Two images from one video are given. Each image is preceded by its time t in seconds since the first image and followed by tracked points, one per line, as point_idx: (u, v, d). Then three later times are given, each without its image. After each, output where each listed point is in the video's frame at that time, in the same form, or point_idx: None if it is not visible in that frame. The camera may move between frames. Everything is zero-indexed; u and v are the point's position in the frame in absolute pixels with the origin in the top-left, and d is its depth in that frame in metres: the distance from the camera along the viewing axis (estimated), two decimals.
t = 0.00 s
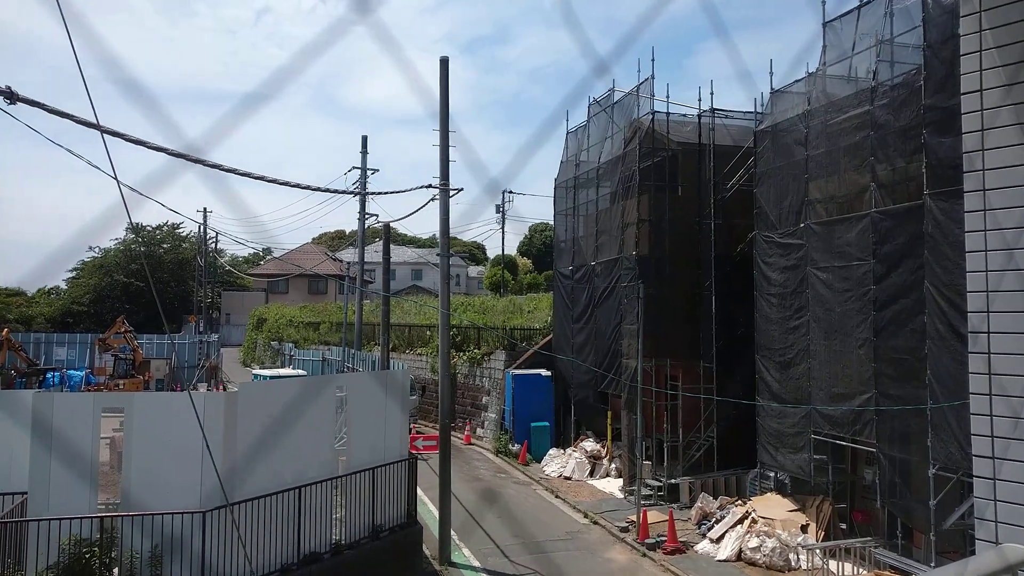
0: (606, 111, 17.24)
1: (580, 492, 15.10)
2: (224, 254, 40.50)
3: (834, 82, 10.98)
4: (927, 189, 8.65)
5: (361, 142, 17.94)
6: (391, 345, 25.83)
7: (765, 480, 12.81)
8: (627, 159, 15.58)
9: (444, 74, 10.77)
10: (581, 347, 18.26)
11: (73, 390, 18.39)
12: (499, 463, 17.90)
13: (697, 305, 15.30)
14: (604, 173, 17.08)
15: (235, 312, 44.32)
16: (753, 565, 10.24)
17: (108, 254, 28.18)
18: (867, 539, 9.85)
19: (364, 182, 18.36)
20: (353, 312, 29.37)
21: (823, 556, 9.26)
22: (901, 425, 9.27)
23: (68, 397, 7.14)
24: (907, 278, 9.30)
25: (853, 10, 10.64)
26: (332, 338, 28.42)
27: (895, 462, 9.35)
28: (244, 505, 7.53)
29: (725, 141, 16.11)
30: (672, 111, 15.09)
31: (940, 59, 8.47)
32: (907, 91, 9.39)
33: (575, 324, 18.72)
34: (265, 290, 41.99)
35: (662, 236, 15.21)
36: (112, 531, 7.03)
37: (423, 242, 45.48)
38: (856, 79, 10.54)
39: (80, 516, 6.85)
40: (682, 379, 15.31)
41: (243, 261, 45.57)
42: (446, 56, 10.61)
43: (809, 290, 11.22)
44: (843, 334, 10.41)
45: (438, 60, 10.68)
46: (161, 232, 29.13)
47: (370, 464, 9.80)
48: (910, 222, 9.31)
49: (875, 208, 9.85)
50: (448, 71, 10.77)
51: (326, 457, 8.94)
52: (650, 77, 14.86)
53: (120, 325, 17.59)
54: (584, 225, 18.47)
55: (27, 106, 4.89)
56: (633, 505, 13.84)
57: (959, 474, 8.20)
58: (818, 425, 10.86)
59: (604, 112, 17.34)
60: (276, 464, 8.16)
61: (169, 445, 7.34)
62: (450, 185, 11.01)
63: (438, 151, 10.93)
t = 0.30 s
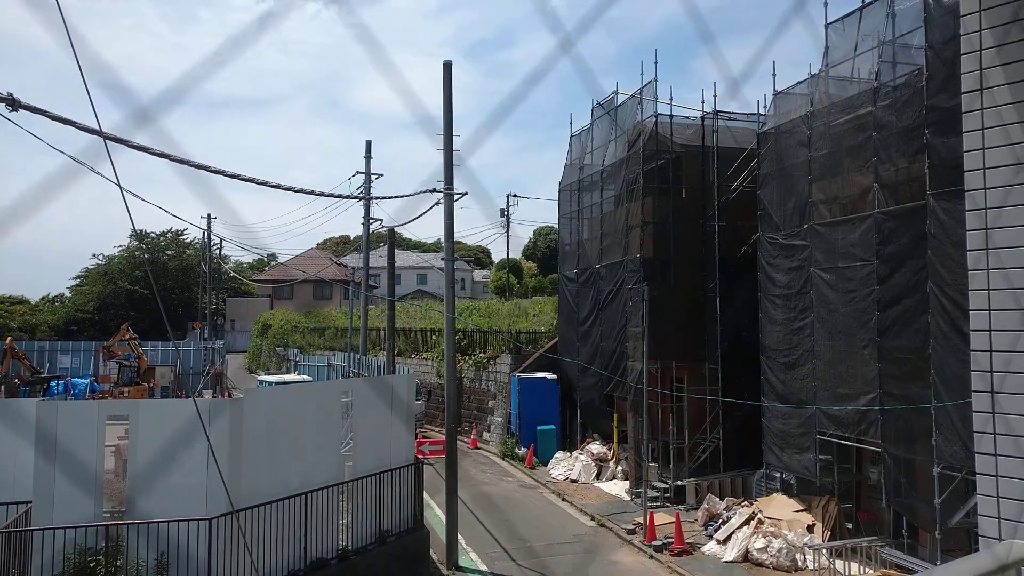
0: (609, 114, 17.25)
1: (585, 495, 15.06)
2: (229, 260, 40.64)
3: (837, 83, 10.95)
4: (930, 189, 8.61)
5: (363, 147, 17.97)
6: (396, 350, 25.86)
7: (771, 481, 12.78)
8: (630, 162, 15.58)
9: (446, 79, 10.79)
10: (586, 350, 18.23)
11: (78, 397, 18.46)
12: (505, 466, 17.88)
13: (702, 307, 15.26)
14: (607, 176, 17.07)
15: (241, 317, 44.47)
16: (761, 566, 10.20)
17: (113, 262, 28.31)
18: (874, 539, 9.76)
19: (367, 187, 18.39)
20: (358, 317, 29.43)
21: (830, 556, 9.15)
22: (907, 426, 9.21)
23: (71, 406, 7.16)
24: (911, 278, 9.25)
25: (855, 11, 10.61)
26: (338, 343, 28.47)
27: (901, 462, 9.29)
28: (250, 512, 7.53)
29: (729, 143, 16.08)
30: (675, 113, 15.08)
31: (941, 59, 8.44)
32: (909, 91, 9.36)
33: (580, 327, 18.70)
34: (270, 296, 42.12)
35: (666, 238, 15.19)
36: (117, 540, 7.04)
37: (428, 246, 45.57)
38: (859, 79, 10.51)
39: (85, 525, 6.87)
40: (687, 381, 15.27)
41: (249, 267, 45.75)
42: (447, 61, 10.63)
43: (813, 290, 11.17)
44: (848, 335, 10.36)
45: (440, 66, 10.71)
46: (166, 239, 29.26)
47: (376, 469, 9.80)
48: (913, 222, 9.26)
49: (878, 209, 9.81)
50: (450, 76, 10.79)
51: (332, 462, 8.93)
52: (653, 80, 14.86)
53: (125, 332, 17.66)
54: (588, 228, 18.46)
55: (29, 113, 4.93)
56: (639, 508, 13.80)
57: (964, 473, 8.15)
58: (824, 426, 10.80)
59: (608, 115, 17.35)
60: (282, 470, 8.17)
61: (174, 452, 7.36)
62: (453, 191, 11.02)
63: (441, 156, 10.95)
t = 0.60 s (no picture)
0: (611, 114, 17.26)
1: (589, 495, 15.07)
2: (231, 263, 40.73)
3: (839, 82, 10.96)
4: (932, 187, 8.61)
5: (366, 149, 17.99)
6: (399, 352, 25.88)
7: (774, 481, 12.80)
8: (632, 162, 15.59)
9: (449, 81, 10.82)
10: (589, 351, 18.24)
11: (82, 400, 18.47)
12: (509, 467, 17.88)
13: (704, 307, 15.25)
14: (609, 177, 17.08)
15: (243, 320, 44.53)
16: (763, 565, 10.20)
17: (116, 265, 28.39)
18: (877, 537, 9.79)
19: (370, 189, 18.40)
20: (361, 320, 29.47)
21: (833, 554, 9.18)
22: (910, 424, 9.21)
23: (77, 408, 7.19)
24: (914, 277, 9.26)
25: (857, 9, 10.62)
26: (340, 346, 28.50)
27: (904, 460, 9.28)
28: (255, 513, 7.55)
29: (731, 143, 16.09)
30: (677, 114, 15.09)
31: (944, 57, 8.45)
32: (912, 89, 9.37)
33: (582, 328, 18.70)
34: (273, 299, 42.19)
35: (668, 238, 15.19)
36: (123, 541, 7.06)
37: (429, 249, 45.69)
38: (861, 78, 10.52)
39: (91, 526, 6.89)
40: (690, 381, 15.28)
41: (251, 270, 45.81)
42: (450, 63, 10.66)
43: (816, 290, 11.17)
44: (851, 334, 10.36)
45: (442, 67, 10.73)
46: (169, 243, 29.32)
47: (380, 471, 9.80)
48: (916, 221, 9.27)
49: (881, 208, 9.81)
50: (452, 78, 10.81)
51: (336, 464, 8.95)
52: (654, 80, 14.88)
53: (128, 336, 17.67)
54: (590, 229, 18.47)
55: (28, 117, 4.97)
56: (642, 508, 13.79)
57: (967, 471, 8.15)
58: (827, 425, 10.81)
59: (609, 116, 17.35)
60: (286, 471, 8.19)
61: (179, 454, 7.38)
62: (456, 192, 11.04)
63: (444, 158, 10.97)
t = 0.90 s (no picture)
0: (614, 106, 17.20)
1: (592, 487, 15.12)
2: (234, 256, 40.78)
3: (844, 73, 10.90)
4: (937, 179, 8.58)
5: (368, 141, 17.96)
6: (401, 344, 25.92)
7: (776, 472, 12.82)
8: (635, 154, 15.54)
9: (452, 73, 10.79)
10: (592, 343, 18.24)
11: (86, 392, 18.53)
12: (512, 459, 17.93)
13: (707, 300, 15.23)
14: (612, 169, 17.04)
15: (245, 313, 44.61)
16: (765, 556, 10.22)
17: (119, 258, 28.44)
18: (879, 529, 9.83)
19: (372, 181, 18.37)
20: (364, 313, 29.51)
21: (834, 545, 9.21)
22: (912, 416, 9.21)
23: (82, 401, 7.22)
24: (918, 269, 9.24)
25: None
26: (343, 338, 28.54)
27: (906, 452, 9.29)
28: (259, 504, 7.59)
29: (735, 135, 16.03)
30: (681, 105, 15.03)
31: (951, 48, 8.41)
32: (917, 80, 9.32)
33: (585, 320, 18.69)
34: (275, 291, 42.26)
35: (671, 230, 15.16)
36: (128, 533, 7.10)
37: (432, 241, 45.67)
38: (867, 69, 10.47)
39: (97, 518, 6.93)
40: (693, 373, 15.28)
41: (253, 263, 45.85)
42: (453, 55, 10.63)
43: (819, 282, 11.15)
44: (855, 326, 10.35)
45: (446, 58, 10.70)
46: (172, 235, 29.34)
47: (383, 463, 9.82)
48: (920, 213, 9.25)
49: (885, 199, 9.78)
50: (456, 70, 10.77)
51: (340, 455, 8.97)
52: (658, 72, 14.82)
53: (132, 328, 17.71)
54: (593, 221, 18.44)
55: (30, 110, 4.97)
56: (644, 499, 13.82)
57: (969, 463, 8.17)
58: (830, 417, 10.82)
59: (613, 108, 17.30)
60: (290, 462, 8.22)
61: (184, 446, 7.40)
62: (460, 184, 11.03)
63: (448, 150, 10.95)
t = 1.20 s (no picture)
0: (616, 106, 17.17)
1: (590, 487, 15.10)
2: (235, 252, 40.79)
3: (845, 77, 10.86)
4: (937, 183, 8.55)
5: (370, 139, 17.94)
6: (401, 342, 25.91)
7: (775, 475, 12.78)
8: (637, 155, 15.51)
9: (452, 72, 10.76)
10: (591, 343, 18.22)
11: (85, 387, 18.52)
12: (510, 459, 17.92)
13: (707, 301, 15.19)
14: (614, 169, 17.01)
15: (246, 309, 44.62)
16: (764, 559, 10.21)
17: (120, 253, 28.43)
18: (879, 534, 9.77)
19: (373, 179, 18.34)
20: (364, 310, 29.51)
21: (834, 550, 9.18)
22: (912, 420, 9.18)
23: (79, 396, 7.21)
24: (918, 274, 9.21)
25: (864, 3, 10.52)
26: (343, 335, 28.54)
27: (906, 456, 9.25)
28: (256, 502, 7.57)
29: (736, 137, 15.99)
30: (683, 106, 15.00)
31: (951, 53, 8.37)
32: (917, 85, 9.29)
33: (586, 320, 18.66)
34: (276, 288, 42.28)
35: (672, 231, 15.13)
36: (124, 529, 7.08)
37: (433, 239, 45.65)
38: (867, 73, 10.44)
39: (92, 514, 6.91)
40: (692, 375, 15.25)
41: (254, 259, 45.85)
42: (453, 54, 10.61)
43: (820, 285, 11.12)
44: (854, 329, 10.31)
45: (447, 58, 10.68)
46: (172, 230, 29.32)
47: (382, 462, 9.80)
48: (920, 217, 9.20)
49: (886, 203, 9.74)
50: (455, 69, 10.75)
51: (338, 454, 8.95)
52: (660, 73, 14.79)
53: (131, 324, 17.69)
54: (594, 222, 18.42)
55: (35, 105, 4.96)
56: (643, 501, 13.80)
57: (968, 467, 8.11)
58: (829, 420, 10.79)
59: (614, 108, 17.27)
60: (288, 460, 8.20)
61: (181, 443, 7.39)
62: (459, 184, 11.01)
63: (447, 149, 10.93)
